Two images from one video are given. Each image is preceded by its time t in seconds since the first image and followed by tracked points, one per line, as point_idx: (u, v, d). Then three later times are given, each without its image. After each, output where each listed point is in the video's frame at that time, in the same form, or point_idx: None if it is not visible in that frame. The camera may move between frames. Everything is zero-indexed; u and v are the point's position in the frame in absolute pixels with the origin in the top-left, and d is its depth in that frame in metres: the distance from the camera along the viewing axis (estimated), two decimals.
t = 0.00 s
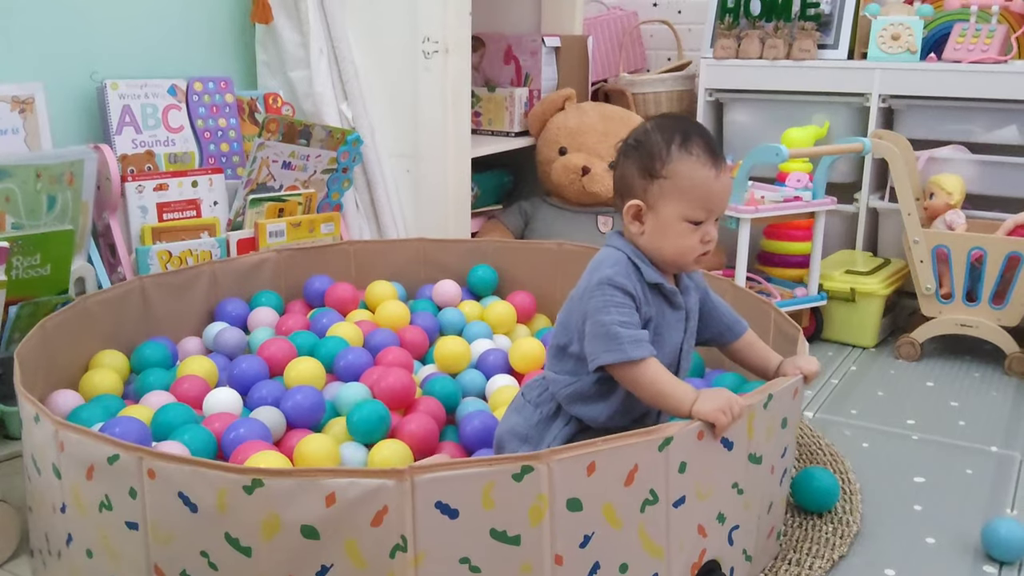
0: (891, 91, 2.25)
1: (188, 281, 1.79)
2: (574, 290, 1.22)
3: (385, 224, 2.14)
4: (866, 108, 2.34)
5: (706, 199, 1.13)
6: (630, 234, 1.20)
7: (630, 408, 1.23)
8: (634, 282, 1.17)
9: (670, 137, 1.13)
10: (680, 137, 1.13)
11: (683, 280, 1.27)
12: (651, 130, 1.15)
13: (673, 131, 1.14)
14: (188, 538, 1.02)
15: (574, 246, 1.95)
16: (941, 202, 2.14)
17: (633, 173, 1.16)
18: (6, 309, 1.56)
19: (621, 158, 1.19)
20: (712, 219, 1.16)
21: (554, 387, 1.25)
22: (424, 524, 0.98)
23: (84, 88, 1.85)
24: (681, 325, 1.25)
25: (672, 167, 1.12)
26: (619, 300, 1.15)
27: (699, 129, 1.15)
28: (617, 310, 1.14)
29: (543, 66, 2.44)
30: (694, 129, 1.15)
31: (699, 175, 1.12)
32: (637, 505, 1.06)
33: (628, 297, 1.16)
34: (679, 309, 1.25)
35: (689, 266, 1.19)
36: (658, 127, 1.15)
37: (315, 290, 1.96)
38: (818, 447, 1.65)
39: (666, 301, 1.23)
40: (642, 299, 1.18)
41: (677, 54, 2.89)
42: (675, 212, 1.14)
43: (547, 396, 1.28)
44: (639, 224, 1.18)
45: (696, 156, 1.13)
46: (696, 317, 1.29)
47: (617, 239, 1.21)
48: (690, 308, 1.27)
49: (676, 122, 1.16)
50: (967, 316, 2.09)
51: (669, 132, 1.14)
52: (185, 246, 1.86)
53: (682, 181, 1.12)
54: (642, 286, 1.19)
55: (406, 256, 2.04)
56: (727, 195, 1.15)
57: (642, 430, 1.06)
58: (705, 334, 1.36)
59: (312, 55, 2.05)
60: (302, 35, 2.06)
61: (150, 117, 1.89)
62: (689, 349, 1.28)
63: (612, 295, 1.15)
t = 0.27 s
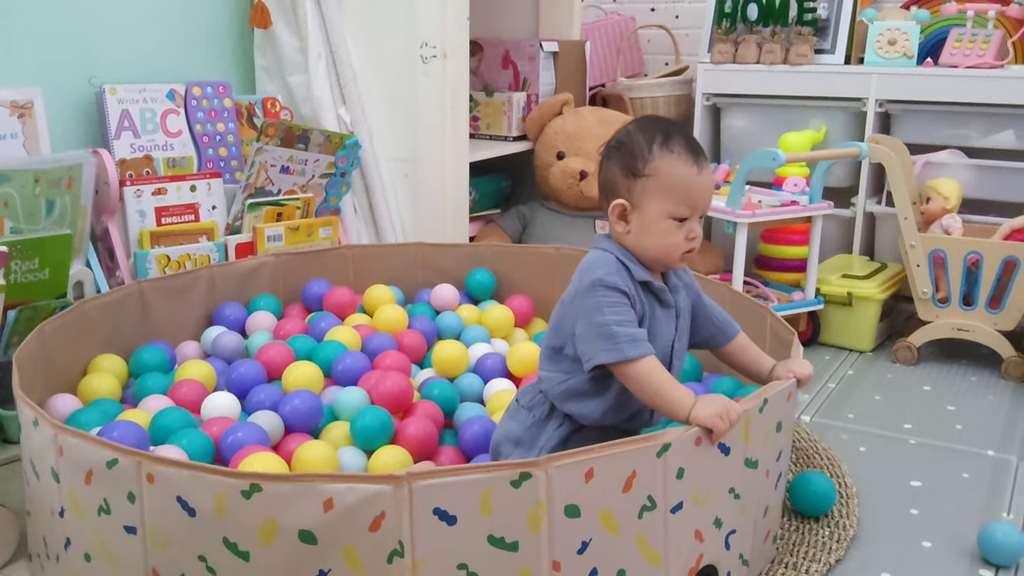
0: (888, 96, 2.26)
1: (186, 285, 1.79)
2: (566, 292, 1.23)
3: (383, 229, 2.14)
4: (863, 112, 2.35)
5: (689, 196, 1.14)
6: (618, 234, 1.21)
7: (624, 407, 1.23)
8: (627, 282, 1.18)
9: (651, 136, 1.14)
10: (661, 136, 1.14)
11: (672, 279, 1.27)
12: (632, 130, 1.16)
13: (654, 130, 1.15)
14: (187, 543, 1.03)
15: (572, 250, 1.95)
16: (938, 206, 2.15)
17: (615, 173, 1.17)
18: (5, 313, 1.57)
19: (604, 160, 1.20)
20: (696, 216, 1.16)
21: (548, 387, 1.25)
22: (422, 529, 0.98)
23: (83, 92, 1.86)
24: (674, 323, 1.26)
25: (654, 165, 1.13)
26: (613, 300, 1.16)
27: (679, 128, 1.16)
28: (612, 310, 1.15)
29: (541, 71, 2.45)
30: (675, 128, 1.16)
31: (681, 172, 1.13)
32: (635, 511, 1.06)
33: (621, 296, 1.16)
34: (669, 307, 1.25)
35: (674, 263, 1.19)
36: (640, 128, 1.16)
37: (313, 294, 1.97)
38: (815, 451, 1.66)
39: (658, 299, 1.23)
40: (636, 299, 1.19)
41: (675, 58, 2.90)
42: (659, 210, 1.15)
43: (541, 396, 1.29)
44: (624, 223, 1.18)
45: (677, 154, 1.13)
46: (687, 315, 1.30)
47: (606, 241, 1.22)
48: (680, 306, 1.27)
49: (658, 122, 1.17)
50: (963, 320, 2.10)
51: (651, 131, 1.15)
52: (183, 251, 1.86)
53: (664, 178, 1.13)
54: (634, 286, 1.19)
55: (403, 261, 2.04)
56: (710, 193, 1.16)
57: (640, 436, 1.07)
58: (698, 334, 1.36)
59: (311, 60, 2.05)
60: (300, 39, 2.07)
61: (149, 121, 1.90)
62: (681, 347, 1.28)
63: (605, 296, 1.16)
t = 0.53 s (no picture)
0: (887, 100, 2.26)
1: (185, 289, 1.79)
2: (567, 297, 1.23)
3: (382, 232, 2.15)
4: (861, 116, 2.35)
5: (680, 196, 1.14)
6: (613, 238, 1.21)
7: (629, 408, 1.23)
8: (628, 284, 1.18)
9: (638, 139, 1.15)
10: (648, 139, 1.15)
11: (670, 278, 1.28)
12: (619, 136, 1.17)
13: (641, 134, 1.15)
14: (186, 547, 1.03)
15: (570, 254, 1.95)
16: (935, 210, 2.15)
17: (607, 179, 1.17)
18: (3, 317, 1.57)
19: (593, 167, 1.20)
20: (689, 215, 1.17)
21: (553, 389, 1.26)
22: (421, 533, 0.98)
23: (82, 96, 1.86)
24: (674, 322, 1.26)
25: (645, 168, 1.14)
26: (615, 303, 1.16)
27: (664, 129, 1.17)
28: (614, 313, 1.15)
29: (539, 75, 2.45)
30: (660, 130, 1.16)
31: (671, 173, 1.14)
32: (635, 517, 1.06)
33: (622, 299, 1.16)
34: (669, 306, 1.25)
35: (671, 263, 1.19)
36: (627, 132, 1.16)
37: (312, 297, 1.97)
38: (813, 455, 1.66)
39: (658, 299, 1.23)
40: (637, 301, 1.19)
41: (673, 62, 2.90)
42: (652, 212, 1.15)
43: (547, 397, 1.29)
44: (619, 228, 1.18)
45: (666, 155, 1.14)
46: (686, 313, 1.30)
47: (604, 245, 1.22)
48: (679, 304, 1.28)
49: (644, 125, 1.17)
50: (961, 324, 2.10)
51: (637, 135, 1.15)
52: (182, 254, 1.87)
53: (656, 180, 1.13)
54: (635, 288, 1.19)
55: (402, 264, 2.05)
56: (700, 191, 1.17)
57: (640, 441, 1.06)
58: (694, 333, 1.37)
59: (309, 64, 2.06)
60: (299, 43, 2.07)
61: (148, 125, 1.90)
62: (682, 345, 1.28)
63: (607, 299, 1.16)
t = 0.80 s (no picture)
0: (885, 103, 2.27)
1: (184, 292, 1.80)
2: (566, 300, 1.23)
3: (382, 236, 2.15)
4: (860, 120, 2.35)
5: (682, 200, 1.15)
6: (613, 241, 1.21)
7: (627, 409, 1.23)
8: (628, 287, 1.18)
9: (641, 143, 1.15)
10: (651, 143, 1.15)
11: (669, 281, 1.28)
12: (621, 139, 1.17)
13: (644, 138, 1.15)
14: (185, 550, 1.03)
15: (569, 257, 1.95)
16: (934, 213, 2.16)
17: (608, 182, 1.17)
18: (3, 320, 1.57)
19: (595, 170, 1.20)
20: (690, 219, 1.17)
21: (551, 391, 1.26)
22: (420, 536, 0.98)
23: (81, 99, 1.86)
24: (673, 324, 1.27)
25: (647, 172, 1.14)
26: (616, 306, 1.16)
27: (667, 134, 1.17)
28: (615, 315, 1.16)
29: (538, 78, 2.46)
30: (663, 135, 1.17)
31: (673, 177, 1.14)
32: (634, 520, 1.06)
33: (623, 302, 1.17)
34: (667, 310, 1.26)
35: (671, 266, 1.20)
36: (629, 136, 1.17)
37: (312, 300, 1.97)
38: (812, 458, 1.66)
39: (657, 302, 1.24)
40: (637, 304, 1.19)
41: (672, 66, 2.91)
42: (653, 216, 1.15)
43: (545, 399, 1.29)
44: (619, 231, 1.19)
45: (669, 160, 1.14)
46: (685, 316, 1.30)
47: (603, 248, 1.22)
48: (678, 307, 1.28)
49: (646, 129, 1.17)
50: (960, 327, 2.10)
51: (640, 139, 1.16)
52: (181, 258, 1.87)
53: (657, 185, 1.14)
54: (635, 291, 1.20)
55: (401, 268, 2.05)
56: (701, 196, 1.17)
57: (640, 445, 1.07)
58: (691, 336, 1.37)
59: (309, 68, 2.06)
60: (298, 47, 2.07)
61: (147, 128, 1.90)
62: (681, 348, 1.29)
63: (608, 301, 1.16)
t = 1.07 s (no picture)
0: (883, 106, 2.27)
1: (183, 295, 1.80)
2: (564, 303, 1.23)
3: (381, 238, 2.15)
4: (859, 122, 2.36)
5: (682, 207, 1.15)
6: (612, 244, 1.22)
7: (625, 411, 1.23)
8: (626, 289, 1.19)
9: (644, 148, 1.15)
10: (653, 149, 1.15)
11: (667, 284, 1.28)
12: (625, 144, 1.17)
13: (647, 143, 1.15)
14: (183, 552, 1.03)
15: (568, 260, 1.96)
16: (932, 216, 2.16)
17: (609, 186, 1.17)
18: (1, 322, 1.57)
19: (597, 172, 1.20)
20: (690, 226, 1.17)
21: (549, 391, 1.26)
22: (419, 538, 0.98)
23: (80, 102, 1.86)
24: (670, 327, 1.27)
25: (649, 178, 1.14)
26: (614, 308, 1.16)
27: (671, 140, 1.17)
28: (613, 317, 1.16)
29: (537, 81, 2.46)
30: (666, 141, 1.16)
31: (674, 184, 1.14)
32: (632, 523, 1.06)
33: (621, 304, 1.17)
34: (665, 313, 1.26)
35: (669, 271, 1.20)
36: (632, 140, 1.17)
37: (310, 303, 1.97)
38: (811, 460, 1.66)
39: (655, 305, 1.24)
40: (635, 306, 1.19)
41: (671, 69, 2.91)
42: (653, 222, 1.16)
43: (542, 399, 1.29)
44: (619, 235, 1.19)
45: (671, 167, 1.14)
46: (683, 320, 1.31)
47: (600, 251, 1.23)
48: (676, 310, 1.28)
49: (649, 134, 1.17)
50: (958, 330, 2.10)
51: (643, 144, 1.16)
52: (180, 260, 1.87)
53: (659, 191, 1.14)
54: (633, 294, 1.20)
55: (400, 270, 2.05)
56: (703, 203, 1.17)
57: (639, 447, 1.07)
58: (689, 338, 1.37)
59: (308, 71, 2.06)
60: (297, 49, 2.07)
61: (146, 130, 1.90)
62: (679, 351, 1.29)
63: (606, 304, 1.16)
